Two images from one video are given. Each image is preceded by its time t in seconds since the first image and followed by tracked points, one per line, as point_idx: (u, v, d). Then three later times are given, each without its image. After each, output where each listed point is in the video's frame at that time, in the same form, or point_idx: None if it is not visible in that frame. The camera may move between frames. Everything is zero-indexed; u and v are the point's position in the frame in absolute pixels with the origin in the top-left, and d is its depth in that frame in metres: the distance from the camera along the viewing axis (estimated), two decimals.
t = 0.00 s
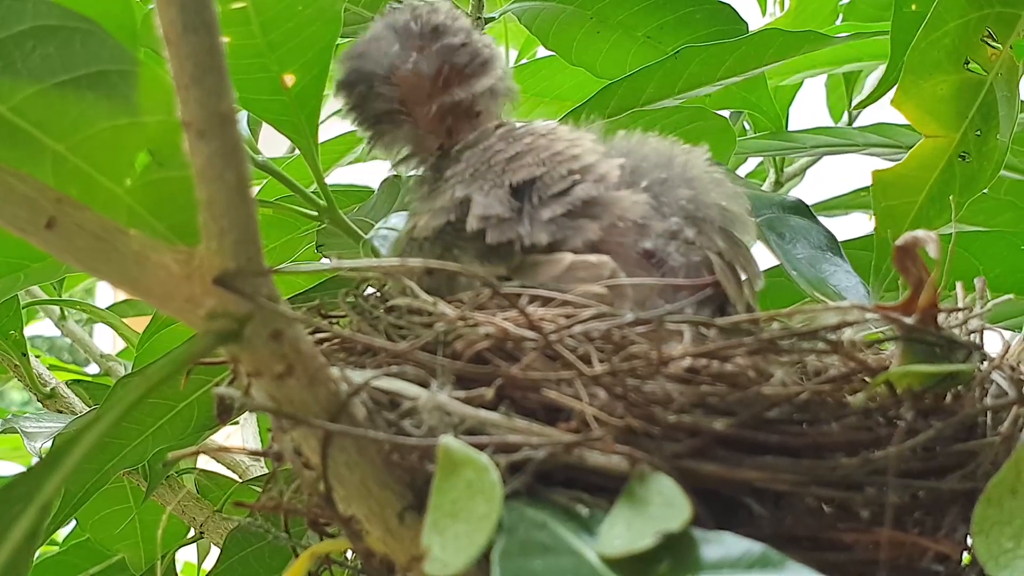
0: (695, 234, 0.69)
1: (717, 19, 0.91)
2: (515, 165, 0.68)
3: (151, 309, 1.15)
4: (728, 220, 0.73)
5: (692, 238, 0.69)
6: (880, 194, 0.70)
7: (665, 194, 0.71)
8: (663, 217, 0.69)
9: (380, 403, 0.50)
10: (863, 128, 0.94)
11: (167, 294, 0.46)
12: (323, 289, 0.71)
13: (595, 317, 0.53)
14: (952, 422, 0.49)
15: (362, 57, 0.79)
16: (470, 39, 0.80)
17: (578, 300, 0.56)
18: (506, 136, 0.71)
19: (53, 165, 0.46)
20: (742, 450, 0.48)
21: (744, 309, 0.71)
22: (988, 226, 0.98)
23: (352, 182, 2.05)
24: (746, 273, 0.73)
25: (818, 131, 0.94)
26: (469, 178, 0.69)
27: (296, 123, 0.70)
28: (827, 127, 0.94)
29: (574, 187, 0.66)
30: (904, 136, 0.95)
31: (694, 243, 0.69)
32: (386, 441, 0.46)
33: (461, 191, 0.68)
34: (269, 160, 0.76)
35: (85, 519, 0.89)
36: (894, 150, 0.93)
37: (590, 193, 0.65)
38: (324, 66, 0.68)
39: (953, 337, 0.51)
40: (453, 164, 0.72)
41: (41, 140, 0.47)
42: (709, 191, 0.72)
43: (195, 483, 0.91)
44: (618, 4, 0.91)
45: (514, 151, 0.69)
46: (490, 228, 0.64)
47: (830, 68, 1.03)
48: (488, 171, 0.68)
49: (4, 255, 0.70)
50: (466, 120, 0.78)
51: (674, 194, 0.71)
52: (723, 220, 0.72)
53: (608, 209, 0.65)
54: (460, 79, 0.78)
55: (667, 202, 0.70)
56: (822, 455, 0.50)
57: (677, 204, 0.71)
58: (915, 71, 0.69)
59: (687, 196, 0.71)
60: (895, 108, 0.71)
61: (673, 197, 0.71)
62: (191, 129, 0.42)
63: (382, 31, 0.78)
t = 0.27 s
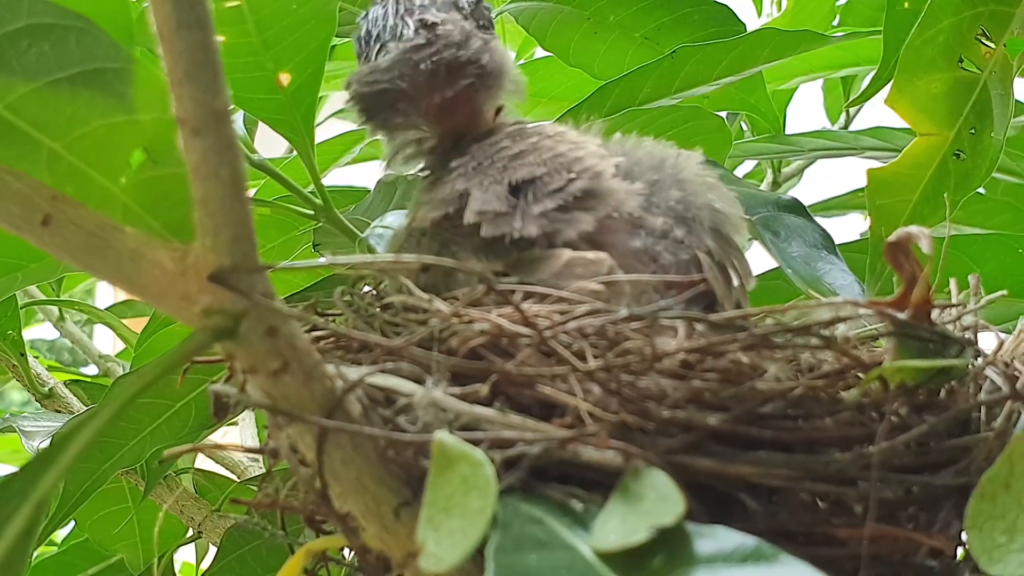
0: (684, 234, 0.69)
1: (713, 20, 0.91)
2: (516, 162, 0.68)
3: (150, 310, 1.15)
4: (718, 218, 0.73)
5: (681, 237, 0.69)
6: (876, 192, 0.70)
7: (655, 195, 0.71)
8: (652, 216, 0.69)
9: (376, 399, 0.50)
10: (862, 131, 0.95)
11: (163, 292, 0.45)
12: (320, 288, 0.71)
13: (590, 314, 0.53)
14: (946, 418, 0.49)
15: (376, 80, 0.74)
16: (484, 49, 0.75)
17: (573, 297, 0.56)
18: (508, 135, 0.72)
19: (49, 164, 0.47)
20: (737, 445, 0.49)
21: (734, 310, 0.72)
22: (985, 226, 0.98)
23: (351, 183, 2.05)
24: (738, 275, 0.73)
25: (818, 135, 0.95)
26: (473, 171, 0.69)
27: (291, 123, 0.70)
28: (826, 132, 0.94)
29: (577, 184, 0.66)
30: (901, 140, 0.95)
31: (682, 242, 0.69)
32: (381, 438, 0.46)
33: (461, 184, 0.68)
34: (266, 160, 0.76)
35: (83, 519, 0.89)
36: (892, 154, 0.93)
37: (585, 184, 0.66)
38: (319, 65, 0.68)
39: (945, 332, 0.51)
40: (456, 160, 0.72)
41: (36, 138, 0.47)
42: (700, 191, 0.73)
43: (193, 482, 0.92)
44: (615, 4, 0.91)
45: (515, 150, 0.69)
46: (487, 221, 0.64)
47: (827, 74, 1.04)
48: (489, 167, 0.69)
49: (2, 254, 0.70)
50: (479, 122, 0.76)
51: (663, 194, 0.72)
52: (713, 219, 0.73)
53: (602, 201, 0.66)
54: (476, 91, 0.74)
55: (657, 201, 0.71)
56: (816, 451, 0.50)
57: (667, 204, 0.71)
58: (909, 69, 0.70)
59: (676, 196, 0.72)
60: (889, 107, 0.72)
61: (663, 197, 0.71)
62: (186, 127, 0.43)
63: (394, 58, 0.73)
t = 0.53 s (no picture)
0: (683, 235, 0.69)
1: (713, 20, 0.91)
2: (529, 175, 0.67)
3: (150, 310, 1.15)
4: (720, 217, 0.73)
5: (679, 239, 0.69)
6: (876, 192, 0.70)
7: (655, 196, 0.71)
8: (654, 217, 0.69)
9: (378, 400, 0.50)
10: (865, 140, 0.94)
11: (163, 292, 0.45)
12: (322, 288, 0.71)
13: (591, 314, 0.53)
14: (947, 417, 0.49)
15: (400, 60, 0.73)
16: (512, 36, 0.74)
17: (574, 297, 0.56)
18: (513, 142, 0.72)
19: (50, 164, 0.47)
20: (738, 445, 0.49)
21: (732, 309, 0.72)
22: (985, 227, 0.98)
23: (351, 183, 2.06)
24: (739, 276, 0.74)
25: (822, 143, 0.95)
26: (486, 177, 0.68)
27: (292, 123, 0.70)
28: (831, 140, 0.94)
29: (586, 200, 0.65)
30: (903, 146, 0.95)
31: (680, 243, 0.69)
32: (383, 438, 0.46)
33: (472, 189, 0.68)
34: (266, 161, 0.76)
35: (84, 520, 0.89)
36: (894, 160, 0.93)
37: (590, 189, 0.66)
38: (320, 65, 0.68)
39: (946, 332, 0.51)
40: (461, 162, 0.72)
41: (37, 139, 0.47)
42: (701, 191, 0.73)
43: (194, 483, 0.92)
44: (616, 5, 0.91)
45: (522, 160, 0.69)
46: (493, 230, 0.64)
47: (829, 81, 1.05)
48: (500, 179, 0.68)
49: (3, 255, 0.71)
50: (503, 118, 0.74)
51: (663, 195, 0.71)
52: (715, 220, 0.72)
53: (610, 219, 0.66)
54: (502, 79, 0.73)
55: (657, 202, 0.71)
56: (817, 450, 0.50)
57: (666, 206, 0.71)
58: (909, 69, 0.70)
59: (677, 198, 0.71)
60: (889, 107, 0.72)
61: (663, 198, 0.71)
62: (187, 126, 0.43)
63: (420, 39, 0.73)
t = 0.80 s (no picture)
0: (688, 237, 0.69)
1: (717, 20, 0.91)
2: (534, 190, 0.66)
3: (152, 310, 1.15)
4: (724, 217, 0.72)
5: (683, 241, 0.69)
6: (880, 194, 0.70)
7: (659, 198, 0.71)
8: (658, 220, 0.69)
9: (381, 402, 0.50)
10: (870, 137, 0.95)
11: (168, 293, 0.45)
12: (325, 289, 0.71)
13: (596, 316, 0.53)
14: (953, 420, 0.49)
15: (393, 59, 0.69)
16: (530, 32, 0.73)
17: (579, 299, 0.56)
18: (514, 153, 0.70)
19: (54, 164, 0.47)
20: (742, 448, 0.48)
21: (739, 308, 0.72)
22: (988, 228, 0.98)
23: (353, 183, 2.06)
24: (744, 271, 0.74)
25: (828, 140, 0.95)
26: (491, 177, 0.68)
27: (296, 124, 0.70)
28: (838, 137, 0.95)
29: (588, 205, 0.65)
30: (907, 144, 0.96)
31: (684, 245, 0.69)
32: (387, 440, 0.46)
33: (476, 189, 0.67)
34: (270, 161, 0.76)
35: (86, 520, 0.89)
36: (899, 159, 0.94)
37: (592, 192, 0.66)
38: (323, 66, 0.68)
39: (952, 335, 0.51)
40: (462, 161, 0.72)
41: (42, 140, 0.47)
42: (706, 190, 0.72)
43: (196, 483, 0.91)
44: (618, 5, 0.91)
45: (526, 173, 0.67)
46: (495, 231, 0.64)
47: (831, 78, 1.05)
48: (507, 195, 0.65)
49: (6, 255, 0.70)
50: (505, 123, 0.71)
51: (667, 196, 0.71)
52: (719, 220, 0.72)
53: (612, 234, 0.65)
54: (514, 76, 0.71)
55: (662, 205, 0.70)
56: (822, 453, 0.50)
57: (671, 208, 0.70)
58: (913, 70, 0.69)
59: (682, 200, 0.71)
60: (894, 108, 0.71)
61: (668, 200, 0.71)
62: (191, 128, 0.43)
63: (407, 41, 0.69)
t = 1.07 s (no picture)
0: (703, 240, 0.69)
1: (719, 20, 0.90)
2: (537, 197, 0.66)
3: (154, 309, 1.14)
4: (735, 222, 0.72)
5: (699, 244, 0.69)
6: (885, 195, 0.70)
7: (668, 202, 0.72)
8: (669, 223, 0.70)
9: (385, 403, 0.50)
10: (869, 133, 0.95)
11: (172, 295, 0.45)
12: (328, 289, 0.71)
13: (599, 318, 0.53)
14: (957, 423, 0.49)
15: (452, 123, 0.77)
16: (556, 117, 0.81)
17: (583, 301, 0.56)
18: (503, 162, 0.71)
19: (58, 164, 0.47)
20: (746, 450, 0.48)
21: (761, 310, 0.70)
22: (991, 227, 0.98)
23: (353, 182, 2.05)
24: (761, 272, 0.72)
25: (827, 136, 0.94)
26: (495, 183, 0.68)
27: (300, 124, 0.70)
28: (835, 133, 0.94)
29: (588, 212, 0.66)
30: (910, 141, 0.95)
31: (701, 248, 0.69)
32: (391, 442, 0.46)
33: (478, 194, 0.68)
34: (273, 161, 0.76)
35: (87, 519, 0.88)
36: (900, 156, 0.93)
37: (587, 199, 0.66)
38: (327, 66, 0.68)
39: (958, 338, 0.51)
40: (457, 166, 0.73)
41: (46, 140, 0.47)
42: (714, 194, 0.73)
43: (198, 483, 0.91)
44: (621, 6, 0.91)
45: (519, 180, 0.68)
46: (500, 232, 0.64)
47: (834, 74, 1.04)
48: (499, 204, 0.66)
49: (9, 255, 0.70)
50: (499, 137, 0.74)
51: (678, 201, 0.72)
52: (729, 225, 0.72)
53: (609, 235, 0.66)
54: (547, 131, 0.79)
55: (670, 210, 0.71)
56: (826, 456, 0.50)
57: (681, 212, 0.71)
58: (918, 71, 0.69)
59: (690, 205, 0.71)
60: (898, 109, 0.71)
61: (677, 204, 0.72)
62: (197, 129, 0.43)
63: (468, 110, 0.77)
